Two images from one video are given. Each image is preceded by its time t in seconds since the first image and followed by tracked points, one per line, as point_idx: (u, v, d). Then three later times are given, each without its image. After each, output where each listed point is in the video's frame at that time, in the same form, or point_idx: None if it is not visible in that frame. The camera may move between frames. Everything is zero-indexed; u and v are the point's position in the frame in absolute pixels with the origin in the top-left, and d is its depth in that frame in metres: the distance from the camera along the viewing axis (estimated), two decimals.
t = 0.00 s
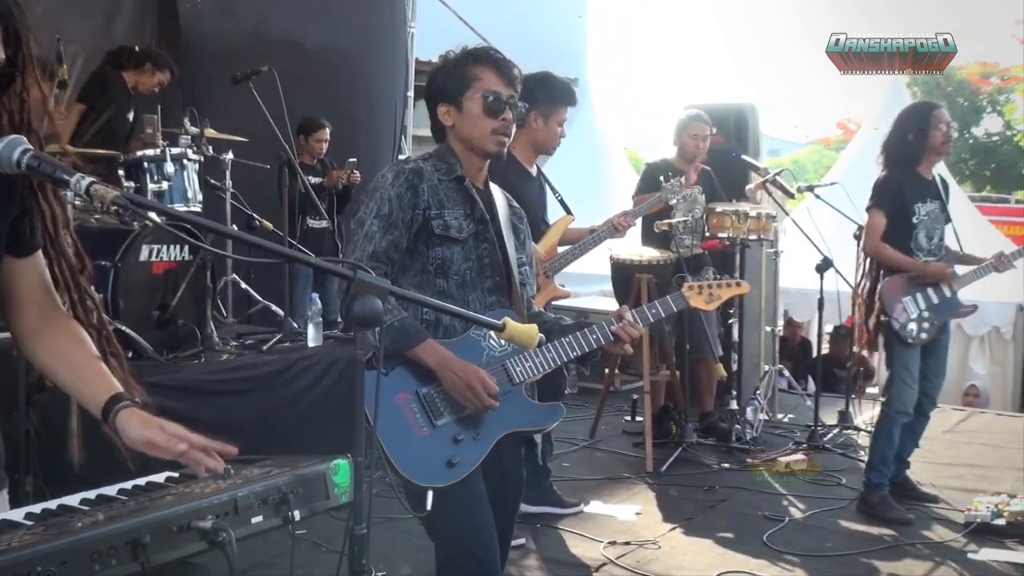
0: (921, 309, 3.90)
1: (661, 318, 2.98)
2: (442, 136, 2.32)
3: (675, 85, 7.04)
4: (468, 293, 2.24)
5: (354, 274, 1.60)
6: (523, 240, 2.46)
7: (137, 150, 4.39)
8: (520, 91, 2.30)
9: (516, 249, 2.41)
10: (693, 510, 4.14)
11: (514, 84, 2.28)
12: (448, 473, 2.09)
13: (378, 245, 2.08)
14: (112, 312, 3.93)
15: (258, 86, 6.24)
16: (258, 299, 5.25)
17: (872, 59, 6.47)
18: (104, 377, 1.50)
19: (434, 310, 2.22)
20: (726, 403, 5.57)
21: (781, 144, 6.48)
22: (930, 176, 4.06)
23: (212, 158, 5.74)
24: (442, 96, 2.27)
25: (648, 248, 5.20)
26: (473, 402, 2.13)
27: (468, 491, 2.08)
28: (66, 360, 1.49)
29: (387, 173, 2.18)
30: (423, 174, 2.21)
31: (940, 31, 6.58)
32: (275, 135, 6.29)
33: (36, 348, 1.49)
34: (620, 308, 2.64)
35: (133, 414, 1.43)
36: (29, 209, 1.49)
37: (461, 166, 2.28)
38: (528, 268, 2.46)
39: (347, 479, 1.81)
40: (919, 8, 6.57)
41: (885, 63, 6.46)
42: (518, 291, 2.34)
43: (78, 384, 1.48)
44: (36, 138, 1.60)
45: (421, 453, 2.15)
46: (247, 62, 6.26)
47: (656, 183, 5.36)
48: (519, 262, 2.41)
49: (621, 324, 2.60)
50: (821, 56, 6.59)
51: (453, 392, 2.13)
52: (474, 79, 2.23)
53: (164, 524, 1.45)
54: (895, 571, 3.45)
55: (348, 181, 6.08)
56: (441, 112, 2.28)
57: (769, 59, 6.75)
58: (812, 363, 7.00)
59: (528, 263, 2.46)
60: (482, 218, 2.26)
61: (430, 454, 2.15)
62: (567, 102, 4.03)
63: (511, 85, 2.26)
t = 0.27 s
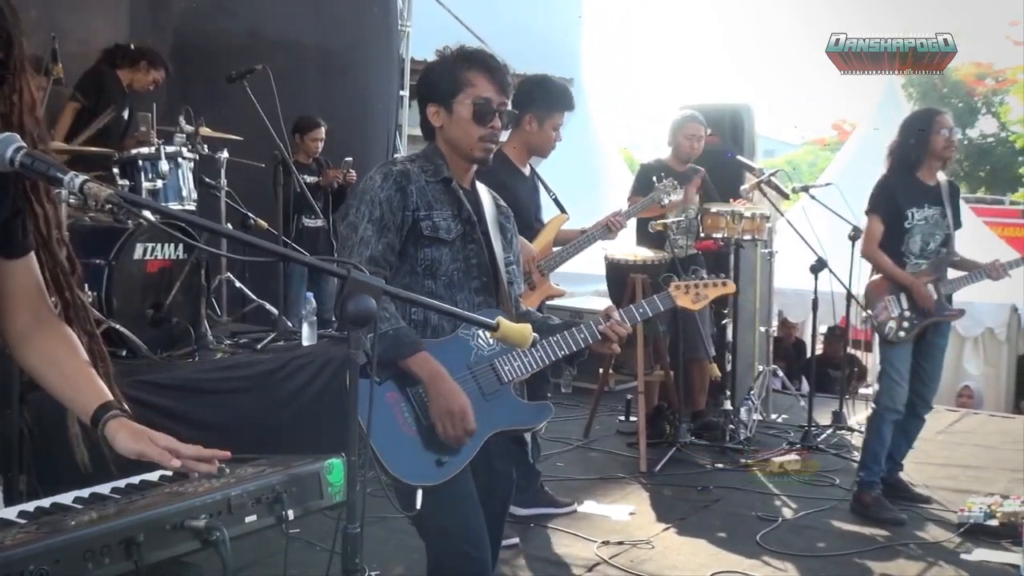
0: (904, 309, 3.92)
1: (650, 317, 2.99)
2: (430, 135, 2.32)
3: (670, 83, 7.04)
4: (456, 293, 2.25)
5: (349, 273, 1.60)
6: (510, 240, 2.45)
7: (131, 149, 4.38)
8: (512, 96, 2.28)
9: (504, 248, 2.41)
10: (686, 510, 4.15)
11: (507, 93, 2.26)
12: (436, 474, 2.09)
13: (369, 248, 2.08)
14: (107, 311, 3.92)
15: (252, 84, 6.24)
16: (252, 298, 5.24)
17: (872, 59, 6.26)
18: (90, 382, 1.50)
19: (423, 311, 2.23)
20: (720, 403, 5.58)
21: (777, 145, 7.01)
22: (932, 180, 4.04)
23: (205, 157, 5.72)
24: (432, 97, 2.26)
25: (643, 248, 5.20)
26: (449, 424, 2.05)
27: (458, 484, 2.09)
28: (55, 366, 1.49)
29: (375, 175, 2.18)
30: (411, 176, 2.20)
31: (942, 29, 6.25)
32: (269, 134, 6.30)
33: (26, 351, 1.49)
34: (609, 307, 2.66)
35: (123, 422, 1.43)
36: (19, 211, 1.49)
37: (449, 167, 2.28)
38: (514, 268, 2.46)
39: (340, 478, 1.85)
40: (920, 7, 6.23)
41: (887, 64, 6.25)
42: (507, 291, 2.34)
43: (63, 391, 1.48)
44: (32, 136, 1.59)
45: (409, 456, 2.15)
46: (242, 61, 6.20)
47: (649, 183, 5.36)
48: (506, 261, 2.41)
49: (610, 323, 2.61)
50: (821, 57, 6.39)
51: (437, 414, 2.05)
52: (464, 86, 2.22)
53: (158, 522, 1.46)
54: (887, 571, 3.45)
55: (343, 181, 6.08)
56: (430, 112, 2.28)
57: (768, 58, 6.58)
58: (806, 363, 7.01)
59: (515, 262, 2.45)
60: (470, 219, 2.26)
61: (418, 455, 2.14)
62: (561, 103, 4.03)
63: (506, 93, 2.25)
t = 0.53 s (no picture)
0: (898, 309, 3.93)
1: (639, 315, 3.00)
2: (422, 134, 2.30)
3: (668, 80, 7.05)
4: (446, 292, 2.24)
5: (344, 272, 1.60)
6: (498, 239, 2.45)
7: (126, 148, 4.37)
8: (507, 106, 2.27)
9: (492, 248, 2.41)
10: (680, 510, 4.15)
11: (502, 104, 2.25)
12: (431, 473, 2.09)
13: (360, 247, 2.08)
14: (100, 310, 3.90)
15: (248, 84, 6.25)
16: (247, 297, 5.23)
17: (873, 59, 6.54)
18: (67, 375, 1.47)
19: (411, 308, 2.21)
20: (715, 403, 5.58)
21: (771, 144, 6.83)
22: (931, 181, 4.04)
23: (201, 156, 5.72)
24: (426, 96, 2.24)
25: (638, 248, 5.21)
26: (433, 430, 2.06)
27: (453, 485, 2.08)
28: (32, 359, 1.46)
29: (363, 175, 2.17)
30: (399, 176, 2.20)
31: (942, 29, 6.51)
32: (263, 133, 6.29)
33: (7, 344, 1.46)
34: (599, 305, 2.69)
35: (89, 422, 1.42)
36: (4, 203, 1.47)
37: (437, 167, 2.27)
38: (504, 267, 2.45)
39: (334, 478, 1.87)
40: (920, 8, 6.54)
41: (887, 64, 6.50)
42: (498, 291, 2.34)
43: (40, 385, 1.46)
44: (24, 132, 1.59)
45: (404, 454, 2.14)
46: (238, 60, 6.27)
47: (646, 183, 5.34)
48: (495, 261, 2.40)
49: (601, 322, 2.65)
50: (821, 56, 6.65)
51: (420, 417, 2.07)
52: (460, 99, 2.19)
53: (152, 521, 1.47)
54: (882, 571, 3.46)
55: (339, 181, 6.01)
56: (424, 112, 2.26)
57: (768, 59, 6.76)
58: (801, 363, 7.02)
59: (504, 262, 2.45)
60: (459, 219, 2.26)
61: (414, 453, 2.14)
62: (556, 102, 4.02)
63: (502, 106, 2.23)
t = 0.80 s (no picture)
0: (901, 308, 3.93)
1: (629, 315, 3.00)
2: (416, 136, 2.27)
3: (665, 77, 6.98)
4: (436, 293, 2.24)
5: (339, 273, 1.61)
6: (487, 241, 2.44)
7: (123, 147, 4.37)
8: (502, 126, 2.20)
9: (481, 250, 2.40)
10: (676, 510, 4.15)
11: (495, 126, 2.18)
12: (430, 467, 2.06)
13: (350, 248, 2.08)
14: (96, 309, 3.88)
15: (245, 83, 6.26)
16: (244, 296, 5.24)
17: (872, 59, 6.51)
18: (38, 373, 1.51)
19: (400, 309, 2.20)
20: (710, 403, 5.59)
21: (768, 144, 6.74)
22: (925, 178, 4.05)
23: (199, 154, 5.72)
24: (422, 104, 2.18)
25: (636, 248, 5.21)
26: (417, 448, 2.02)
27: (445, 483, 2.08)
28: (2, 354, 1.51)
29: (352, 177, 2.17)
30: (387, 179, 2.19)
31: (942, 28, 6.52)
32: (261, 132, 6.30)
33: None
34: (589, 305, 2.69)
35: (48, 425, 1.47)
36: None
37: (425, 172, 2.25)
38: (493, 269, 2.44)
39: (329, 478, 1.87)
40: (920, 8, 6.48)
41: (884, 63, 6.49)
42: (488, 293, 2.34)
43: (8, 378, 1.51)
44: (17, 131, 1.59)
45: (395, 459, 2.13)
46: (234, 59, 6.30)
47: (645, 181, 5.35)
48: (484, 263, 2.40)
49: (592, 320, 2.65)
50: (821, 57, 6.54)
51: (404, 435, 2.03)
52: (455, 111, 2.15)
53: (147, 521, 1.47)
54: (878, 571, 3.47)
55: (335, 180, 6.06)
56: (418, 116, 2.20)
57: (768, 59, 6.64)
58: (797, 363, 7.03)
59: (494, 264, 2.45)
60: (446, 222, 2.25)
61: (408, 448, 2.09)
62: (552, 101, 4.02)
63: (492, 130, 2.18)
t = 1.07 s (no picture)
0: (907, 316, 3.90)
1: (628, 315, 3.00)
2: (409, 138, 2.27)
3: (657, 81, 6.61)
4: (431, 291, 2.24)
5: (337, 273, 1.60)
6: (480, 242, 2.44)
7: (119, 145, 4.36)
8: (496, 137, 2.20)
9: (475, 250, 2.40)
10: (673, 509, 4.15)
11: (491, 137, 2.18)
12: (414, 470, 2.09)
13: (337, 242, 2.09)
14: (93, 307, 3.88)
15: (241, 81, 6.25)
16: (239, 296, 5.21)
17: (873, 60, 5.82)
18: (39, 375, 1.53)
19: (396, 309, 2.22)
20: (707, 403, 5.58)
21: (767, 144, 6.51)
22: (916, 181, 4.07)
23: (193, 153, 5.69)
24: (419, 108, 2.18)
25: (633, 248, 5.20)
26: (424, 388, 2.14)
27: (446, 483, 2.08)
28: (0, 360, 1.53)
29: (343, 173, 2.18)
30: (379, 175, 2.20)
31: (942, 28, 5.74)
32: (256, 132, 6.29)
33: None
34: (585, 305, 2.69)
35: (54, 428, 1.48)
36: None
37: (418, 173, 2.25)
38: (486, 269, 2.43)
39: (325, 478, 1.87)
40: (919, 6, 5.73)
41: (886, 64, 5.77)
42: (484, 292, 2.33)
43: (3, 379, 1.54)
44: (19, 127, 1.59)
45: (393, 451, 2.15)
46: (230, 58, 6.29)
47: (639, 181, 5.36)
48: (477, 263, 2.39)
49: (586, 319, 2.66)
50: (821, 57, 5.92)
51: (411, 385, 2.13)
52: (450, 119, 2.15)
53: (143, 520, 1.48)
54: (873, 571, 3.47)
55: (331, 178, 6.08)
56: (413, 120, 2.21)
57: (769, 58, 6.01)
58: (793, 363, 7.03)
59: (488, 264, 2.43)
60: (438, 222, 2.25)
61: (399, 451, 2.15)
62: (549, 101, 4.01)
63: (485, 142, 2.18)
